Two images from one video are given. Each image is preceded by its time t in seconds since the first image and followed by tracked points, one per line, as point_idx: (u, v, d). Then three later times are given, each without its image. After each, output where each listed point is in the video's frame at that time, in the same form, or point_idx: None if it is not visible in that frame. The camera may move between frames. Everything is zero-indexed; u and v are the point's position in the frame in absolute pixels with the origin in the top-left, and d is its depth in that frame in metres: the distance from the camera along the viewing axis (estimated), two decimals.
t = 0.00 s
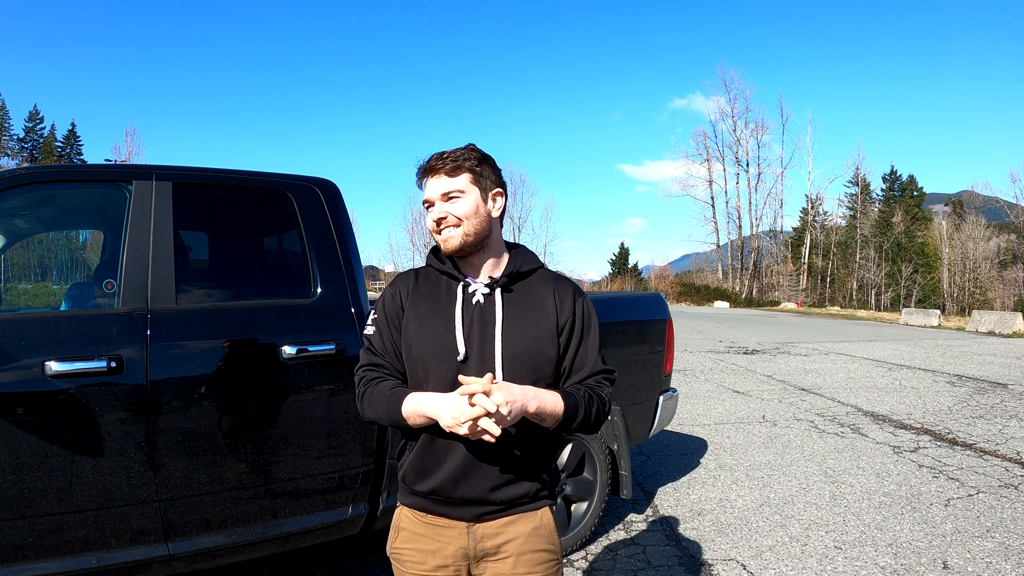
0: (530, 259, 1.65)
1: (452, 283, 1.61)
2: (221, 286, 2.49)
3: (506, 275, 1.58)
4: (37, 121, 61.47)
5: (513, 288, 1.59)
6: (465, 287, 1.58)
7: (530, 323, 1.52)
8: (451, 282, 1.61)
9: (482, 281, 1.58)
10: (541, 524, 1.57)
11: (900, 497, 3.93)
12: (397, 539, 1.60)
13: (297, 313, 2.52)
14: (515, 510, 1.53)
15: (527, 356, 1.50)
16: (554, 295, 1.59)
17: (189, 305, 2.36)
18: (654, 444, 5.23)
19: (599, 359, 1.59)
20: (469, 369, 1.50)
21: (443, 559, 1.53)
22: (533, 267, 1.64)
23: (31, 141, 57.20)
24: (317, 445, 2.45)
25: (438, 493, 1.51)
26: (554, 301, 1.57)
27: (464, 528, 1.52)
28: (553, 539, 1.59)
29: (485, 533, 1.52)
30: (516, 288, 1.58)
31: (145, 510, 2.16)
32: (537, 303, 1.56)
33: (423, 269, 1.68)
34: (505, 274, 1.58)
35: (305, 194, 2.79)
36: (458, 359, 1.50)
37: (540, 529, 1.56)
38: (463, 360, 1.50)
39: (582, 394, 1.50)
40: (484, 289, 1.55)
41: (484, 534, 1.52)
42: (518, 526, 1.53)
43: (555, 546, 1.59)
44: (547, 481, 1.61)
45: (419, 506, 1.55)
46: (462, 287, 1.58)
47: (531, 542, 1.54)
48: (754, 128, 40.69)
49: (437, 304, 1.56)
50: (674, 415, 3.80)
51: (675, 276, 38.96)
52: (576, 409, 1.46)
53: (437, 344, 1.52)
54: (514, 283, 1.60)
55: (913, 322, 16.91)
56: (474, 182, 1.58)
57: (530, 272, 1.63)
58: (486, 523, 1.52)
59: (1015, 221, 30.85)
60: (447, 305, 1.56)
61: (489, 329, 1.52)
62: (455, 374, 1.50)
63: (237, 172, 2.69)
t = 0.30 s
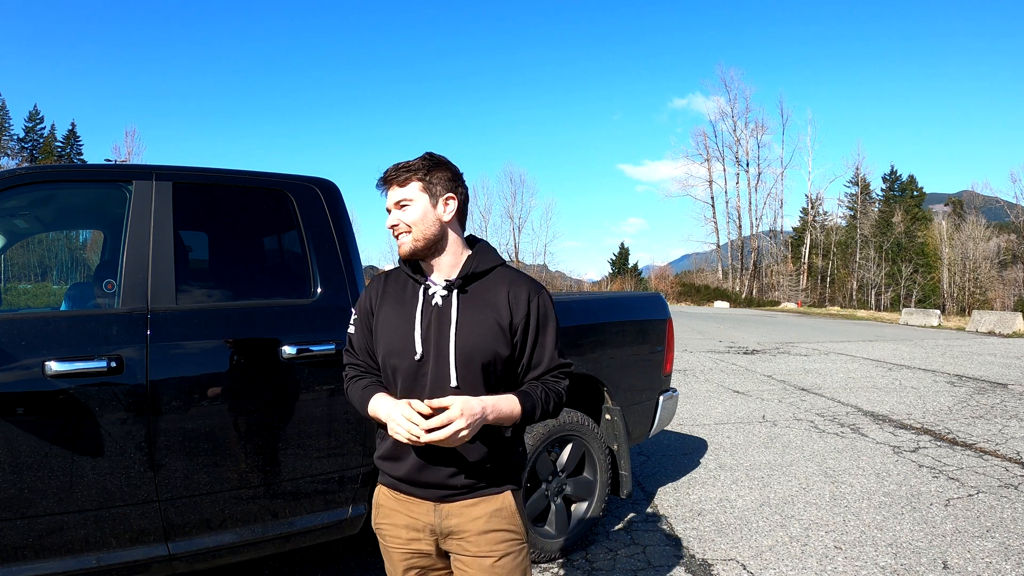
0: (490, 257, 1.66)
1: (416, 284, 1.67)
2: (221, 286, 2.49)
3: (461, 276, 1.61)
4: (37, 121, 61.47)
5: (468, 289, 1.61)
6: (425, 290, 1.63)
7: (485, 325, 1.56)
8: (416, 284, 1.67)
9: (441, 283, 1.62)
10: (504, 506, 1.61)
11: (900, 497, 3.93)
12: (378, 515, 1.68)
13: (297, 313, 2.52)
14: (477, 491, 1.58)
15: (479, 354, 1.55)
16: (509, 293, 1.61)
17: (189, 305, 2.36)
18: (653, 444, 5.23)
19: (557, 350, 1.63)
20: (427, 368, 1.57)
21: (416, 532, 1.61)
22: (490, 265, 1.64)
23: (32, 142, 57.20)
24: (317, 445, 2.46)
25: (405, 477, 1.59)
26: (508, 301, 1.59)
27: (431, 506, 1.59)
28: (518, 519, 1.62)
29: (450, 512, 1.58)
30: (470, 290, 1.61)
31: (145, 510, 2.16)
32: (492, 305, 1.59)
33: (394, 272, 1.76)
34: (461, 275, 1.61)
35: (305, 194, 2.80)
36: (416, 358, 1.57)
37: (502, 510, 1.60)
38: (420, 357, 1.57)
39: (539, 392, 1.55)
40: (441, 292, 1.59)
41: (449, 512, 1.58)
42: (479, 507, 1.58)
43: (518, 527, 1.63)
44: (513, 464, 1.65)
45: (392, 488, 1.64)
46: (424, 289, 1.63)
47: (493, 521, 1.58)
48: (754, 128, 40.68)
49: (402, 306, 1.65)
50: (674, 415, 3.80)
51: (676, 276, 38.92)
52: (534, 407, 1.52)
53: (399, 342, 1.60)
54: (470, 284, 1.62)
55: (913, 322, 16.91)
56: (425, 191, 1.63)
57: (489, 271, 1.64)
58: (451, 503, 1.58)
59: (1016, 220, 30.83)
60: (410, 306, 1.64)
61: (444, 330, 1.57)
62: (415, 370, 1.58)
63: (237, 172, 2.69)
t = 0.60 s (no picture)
0: (474, 257, 1.66)
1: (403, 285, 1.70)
2: (221, 286, 2.49)
3: (442, 275, 1.62)
4: (37, 121, 61.45)
5: (450, 288, 1.62)
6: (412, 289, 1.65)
7: (458, 322, 1.56)
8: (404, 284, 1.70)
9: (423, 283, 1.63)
10: (485, 499, 1.58)
11: (900, 497, 3.93)
12: (367, 507, 1.71)
13: (297, 313, 2.52)
14: (459, 485, 1.58)
15: (455, 351, 1.56)
16: (488, 290, 1.60)
17: (189, 305, 2.36)
18: (653, 444, 5.23)
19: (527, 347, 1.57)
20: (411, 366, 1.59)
21: (401, 524, 1.63)
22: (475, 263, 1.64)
23: (31, 142, 57.18)
24: (317, 445, 2.46)
25: (390, 470, 1.60)
26: (483, 299, 1.58)
27: (414, 498, 1.60)
28: (499, 512, 1.60)
29: (432, 504, 1.58)
30: (453, 288, 1.61)
31: (145, 510, 2.16)
32: (468, 302, 1.59)
33: (386, 274, 1.77)
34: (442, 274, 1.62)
35: (305, 194, 2.80)
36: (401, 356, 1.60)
37: (482, 503, 1.58)
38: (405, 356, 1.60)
39: (496, 388, 1.50)
40: (424, 289, 1.61)
41: (430, 504, 1.58)
42: (459, 500, 1.57)
43: (500, 521, 1.60)
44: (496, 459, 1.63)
45: (378, 480, 1.66)
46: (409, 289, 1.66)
47: (473, 514, 1.57)
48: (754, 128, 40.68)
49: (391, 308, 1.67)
50: (674, 415, 3.80)
51: (676, 276, 38.91)
52: (486, 407, 1.47)
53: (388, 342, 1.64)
54: (452, 283, 1.62)
55: (913, 322, 16.92)
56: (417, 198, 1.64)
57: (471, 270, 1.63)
58: (433, 496, 1.58)
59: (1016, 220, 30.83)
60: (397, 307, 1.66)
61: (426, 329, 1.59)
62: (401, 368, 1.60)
63: (237, 172, 2.69)
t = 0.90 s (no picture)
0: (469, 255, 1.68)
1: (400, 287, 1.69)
2: (220, 286, 2.49)
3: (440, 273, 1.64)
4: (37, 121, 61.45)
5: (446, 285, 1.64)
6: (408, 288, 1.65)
7: (454, 316, 1.59)
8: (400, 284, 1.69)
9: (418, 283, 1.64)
10: (484, 501, 1.59)
11: (900, 497, 3.93)
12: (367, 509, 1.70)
13: (297, 313, 2.52)
14: (457, 484, 1.57)
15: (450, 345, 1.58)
16: (482, 285, 1.63)
17: (189, 305, 2.36)
18: (654, 444, 5.23)
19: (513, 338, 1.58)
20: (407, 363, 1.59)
21: (400, 525, 1.63)
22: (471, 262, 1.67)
23: (31, 142, 57.24)
24: (317, 445, 2.46)
25: (388, 469, 1.59)
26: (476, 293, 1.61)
27: (413, 499, 1.60)
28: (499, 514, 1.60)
29: (431, 506, 1.58)
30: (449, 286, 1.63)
31: (145, 510, 2.16)
32: (462, 296, 1.61)
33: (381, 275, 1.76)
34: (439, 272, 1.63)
35: (305, 194, 2.80)
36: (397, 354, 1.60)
37: (482, 505, 1.58)
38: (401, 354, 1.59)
39: (479, 366, 1.49)
40: (421, 287, 1.62)
41: (430, 506, 1.58)
42: (458, 501, 1.57)
43: (500, 523, 1.61)
44: (494, 455, 1.62)
45: (378, 479, 1.65)
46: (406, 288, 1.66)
47: (473, 515, 1.57)
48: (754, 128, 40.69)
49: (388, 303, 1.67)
50: (674, 415, 3.81)
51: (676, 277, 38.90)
52: (469, 383, 1.44)
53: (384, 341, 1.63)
54: (449, 281, 1.64)
55: (913, 322, 16.92)
56: (432, 203, 1.64)
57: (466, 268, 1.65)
58: (432, 497, 1.58)
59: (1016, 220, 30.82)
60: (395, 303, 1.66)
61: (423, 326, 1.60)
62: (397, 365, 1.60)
63: (237, 172, 2.69)
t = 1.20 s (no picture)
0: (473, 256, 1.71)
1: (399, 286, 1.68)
2: (220, 286, 2.49)
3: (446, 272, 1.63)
4: (37, 121, 61.50)
5: (453, 284, 1.64)
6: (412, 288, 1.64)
7: (463, 314, 1.59)
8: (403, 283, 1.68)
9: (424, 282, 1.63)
10: (490, 500, 1.59)
11: (900, 497, 3.93)
12: (368, 512, 1.69)
13: (297, 313, 2.52)
14: (464, 484, 1.57)
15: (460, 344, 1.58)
16: (493, 284, 1.64)
17: (189, 305, 2.36)
18: (654, 444, 5.23)
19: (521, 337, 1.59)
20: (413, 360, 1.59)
21: (404, 528, 1.62)
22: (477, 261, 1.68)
23: (32, 142, 57.28)
24: (317, 445, 2.46)
25: (393, 469, 1.58)
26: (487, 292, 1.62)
27: (418, 500, 1.59)
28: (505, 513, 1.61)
29: (437, 506, 1.58)
30: (456, 284, 1.63)
31: (145, 510, 2.16)
32: (471, 295, 1.62)
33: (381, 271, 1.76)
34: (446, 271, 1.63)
35: (305, 194, 2.80)
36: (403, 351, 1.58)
37: (488, 504, 1.59)
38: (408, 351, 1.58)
39: (485, 366, 1.50)
40: (427, 286, 1.61)
41: (436, 507, 1.58)
42: (465, 501, 1.58)
43: (505, 522, 1.62)
44: (500, 455, 1.63)
45: (381, 481, 1.63)
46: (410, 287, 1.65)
47: (479, 515, 1.58)
48: (754, 128, 40.69)
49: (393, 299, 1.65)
50: (674, 414, 3.81)
51: (676, 277, 38.90)
52: (475, 385, 1.46)
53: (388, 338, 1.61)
54: (455, 280, 1.64)
55: (914, 322, 16.92)
56: (449, 205, 1.65)
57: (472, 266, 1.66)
58: (438, 497, 1.58)
59: (1016, 220, 30.81)
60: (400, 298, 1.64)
61: (429, 323, 1.59)
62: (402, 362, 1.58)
63: (237, 172, 2.69)
